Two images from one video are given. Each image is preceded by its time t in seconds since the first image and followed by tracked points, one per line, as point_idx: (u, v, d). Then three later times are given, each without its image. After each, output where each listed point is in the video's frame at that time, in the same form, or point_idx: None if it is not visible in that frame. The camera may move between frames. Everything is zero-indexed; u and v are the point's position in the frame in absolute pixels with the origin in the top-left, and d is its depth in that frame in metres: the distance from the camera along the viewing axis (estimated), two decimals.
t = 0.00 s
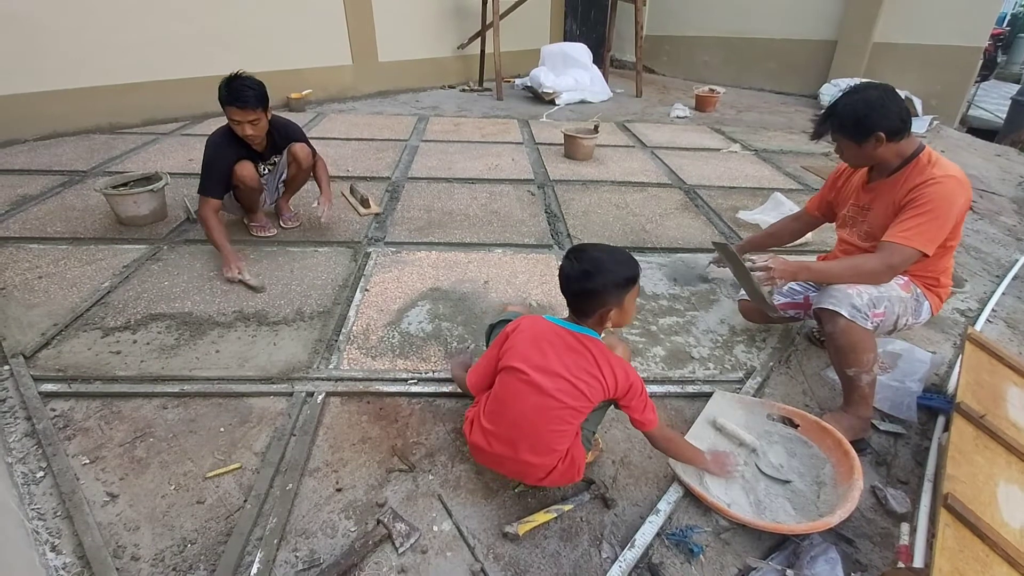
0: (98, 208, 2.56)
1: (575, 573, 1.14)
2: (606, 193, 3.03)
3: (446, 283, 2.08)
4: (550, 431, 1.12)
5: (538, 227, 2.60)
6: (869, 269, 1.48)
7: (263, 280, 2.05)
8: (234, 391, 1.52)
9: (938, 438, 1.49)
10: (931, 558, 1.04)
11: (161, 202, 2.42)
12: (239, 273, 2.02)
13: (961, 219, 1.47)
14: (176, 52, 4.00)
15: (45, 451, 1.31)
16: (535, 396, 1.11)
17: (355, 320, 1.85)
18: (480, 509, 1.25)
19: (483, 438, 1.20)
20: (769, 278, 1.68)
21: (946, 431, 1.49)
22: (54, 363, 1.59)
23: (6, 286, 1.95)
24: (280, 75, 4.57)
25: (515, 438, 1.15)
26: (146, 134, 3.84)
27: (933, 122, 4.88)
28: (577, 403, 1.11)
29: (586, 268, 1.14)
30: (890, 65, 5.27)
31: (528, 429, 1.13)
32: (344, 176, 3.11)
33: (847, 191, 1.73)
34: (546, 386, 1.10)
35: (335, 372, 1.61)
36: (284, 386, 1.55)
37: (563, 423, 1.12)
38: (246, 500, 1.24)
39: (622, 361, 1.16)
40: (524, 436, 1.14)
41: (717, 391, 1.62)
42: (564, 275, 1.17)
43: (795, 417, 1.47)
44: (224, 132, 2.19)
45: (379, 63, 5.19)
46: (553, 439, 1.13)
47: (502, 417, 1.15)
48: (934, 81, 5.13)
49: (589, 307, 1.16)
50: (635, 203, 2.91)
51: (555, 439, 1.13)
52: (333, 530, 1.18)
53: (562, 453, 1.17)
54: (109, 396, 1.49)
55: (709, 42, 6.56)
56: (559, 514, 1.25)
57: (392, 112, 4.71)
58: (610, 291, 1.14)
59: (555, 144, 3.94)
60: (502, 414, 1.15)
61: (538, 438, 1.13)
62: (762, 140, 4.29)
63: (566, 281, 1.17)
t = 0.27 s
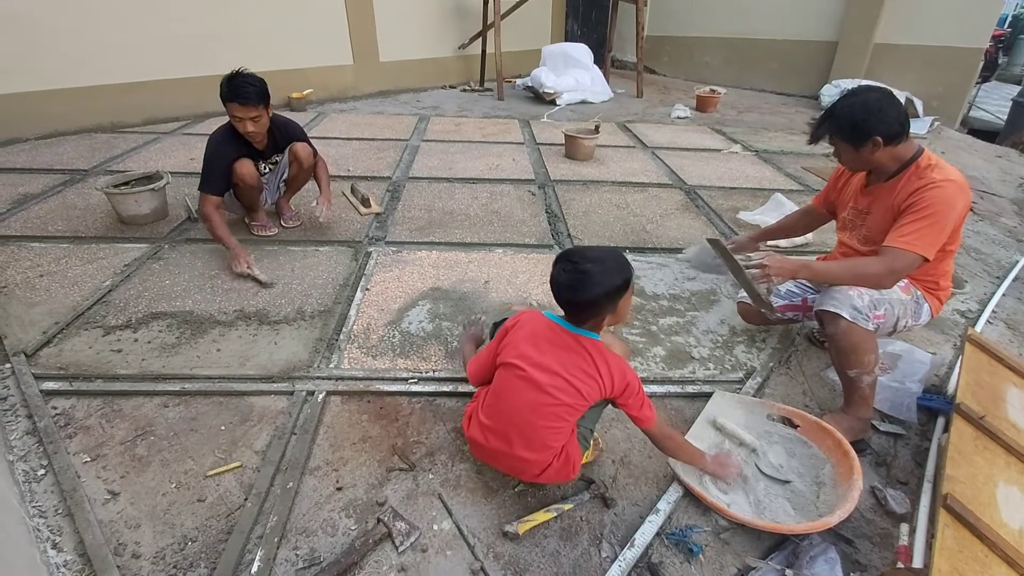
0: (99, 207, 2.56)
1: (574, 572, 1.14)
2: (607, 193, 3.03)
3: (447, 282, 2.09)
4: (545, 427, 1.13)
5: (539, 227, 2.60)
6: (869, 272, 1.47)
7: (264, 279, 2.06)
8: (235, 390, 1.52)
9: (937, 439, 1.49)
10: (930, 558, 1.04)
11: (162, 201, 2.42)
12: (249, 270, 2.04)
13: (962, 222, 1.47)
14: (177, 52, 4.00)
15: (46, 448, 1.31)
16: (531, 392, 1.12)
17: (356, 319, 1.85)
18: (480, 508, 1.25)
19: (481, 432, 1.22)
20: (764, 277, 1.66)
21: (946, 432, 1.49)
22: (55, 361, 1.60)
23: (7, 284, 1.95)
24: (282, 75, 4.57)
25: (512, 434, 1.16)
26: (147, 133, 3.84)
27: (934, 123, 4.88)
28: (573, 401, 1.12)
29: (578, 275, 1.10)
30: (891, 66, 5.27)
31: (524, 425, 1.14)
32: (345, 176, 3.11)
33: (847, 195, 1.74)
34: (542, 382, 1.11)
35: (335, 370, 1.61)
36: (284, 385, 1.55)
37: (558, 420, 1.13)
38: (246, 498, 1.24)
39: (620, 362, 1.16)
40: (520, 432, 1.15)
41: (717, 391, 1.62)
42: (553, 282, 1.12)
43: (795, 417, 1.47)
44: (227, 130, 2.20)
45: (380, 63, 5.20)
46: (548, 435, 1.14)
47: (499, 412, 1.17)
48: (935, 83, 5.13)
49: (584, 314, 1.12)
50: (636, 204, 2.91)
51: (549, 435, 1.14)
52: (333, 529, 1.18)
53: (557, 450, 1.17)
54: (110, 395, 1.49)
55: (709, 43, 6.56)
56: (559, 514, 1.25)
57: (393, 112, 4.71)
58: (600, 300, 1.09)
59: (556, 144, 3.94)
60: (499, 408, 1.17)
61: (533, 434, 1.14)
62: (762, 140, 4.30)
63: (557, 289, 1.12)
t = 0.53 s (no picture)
0: (100, 207, 2.57)
1: (574, 571, 1.14)
2: (607, 193, 3.03)
3: (447, 282, 2.09)
4: (543, 427, 1.13)
5: (539, 228, 2.60)
6: (856, 267, 1.49)
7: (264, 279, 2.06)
8: (235, 389, 1.52)
9: (937, 440, 1.49)
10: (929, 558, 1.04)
11: (163, 200, 2.43)
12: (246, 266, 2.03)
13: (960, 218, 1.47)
14: (178, 52, 4.01)
15: (46, 447, 1.31)
16: (529, 391, 1.12)
17: (356, 319, 1.85)
18: (480, 508, 1.25)
19: (481, 431, 1.22)
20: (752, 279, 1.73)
21: (945, 432, 1.49)
22: (55, 360, 1.60)
23: (9, 284, 1.95)
24: (282, 75, 4.58)
25: (511, 433, 1.17)
26: (148, 133, 3.85)
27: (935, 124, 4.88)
28: (572, 400, 1.13)
29: (579, 272, 1.10)
30: (891, 67, 5.27)
31: (522, 424, 1.15)
32: (345, 176, 3.11)
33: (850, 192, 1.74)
34: (541, 381, 1.12)
35: (335, 370, 1.61)
36: (284, 385, 1.55)
37: (556, 419, 1.13)
38: (246, 497, 1.24)
39: (619, 361, 1.16)
40: (518, 431, 1.15)
41: (716, 391, 1.62)
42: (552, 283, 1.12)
43: (794, 417, 1.47)
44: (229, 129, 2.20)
45: (380, 63, 5.20)
46: (547, 434, 1.14)
47: (498, 410, 1.18)
48: (936, 83, 5.13)
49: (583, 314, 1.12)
50: (636, 204, 2.91)
51: (548, 435, 1.14)
52: (332, 528, 1.19)
53: (556, 449, 1.18)
54: (110, 394, 1.49)
55: (710, 43, 6.56)
56: (559, 513, 1.25)
57: (393, 112, 4.72)
58: (599, 302, 1.10)
59: (556, 144, 3.94)
60: (498, 407, 1.17)
61: (532, 432, 1.14)
62: (763, 141, 4.30)
63: (557, 291, 1.12)
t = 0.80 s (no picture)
0: (100, 207, 2.57)
1: (573, 571, 1.14)
2: (607, 193, 3.03)
3: (447, 282, 2.09)
4: (542, 426, 1.13)
5: (539, 227, 2.60)
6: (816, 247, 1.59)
7: (264, 279, 2.06)
8: (235, 389, 1.53)
9: (936, 440, 1.49)
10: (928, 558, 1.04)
11: (163, 200, 2.43)
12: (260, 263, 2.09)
13: (939, 215, 1.48)
14: (178, 51, 4.01)
15: (46, 447, 1.31)
16: (527, 391, 1.13)
17: (356, 318, 1.85)
18: (480, 507, 1.26)
19: (480, 431, 1.23)
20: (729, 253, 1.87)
21: (945, 432, 1.50)
22: (55, 360, 1.60)
23: (8, 283, 1.95)
24: (283, 75, 4.58)
25: (509, 432, 1.17)
26: (148, 132, 3.85)
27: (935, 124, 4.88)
28: (569, 398, 1.13)
29: (577, 265, 1.11)
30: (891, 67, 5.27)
31: (520, 423, 1.15)
32: (345, 176, 3.11)
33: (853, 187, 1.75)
34: (539, 380, 1.12)
35: (335, 370, 1.62)
36: (284, 384, 1.56)
37: (554, 418, 1.13)
38: (246, 497, 1.24)
39: (616, 358, 1.17)
40: (517, 431, 1.16)
41: (716, 391, 1.62)
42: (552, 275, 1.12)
43: (794, 417, 1.48)
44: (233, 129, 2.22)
45: (381, 63, 5.20)
46: (545, 434, 1.14)
47: (497, 410, 1.18)
48: (936, 83, 5.13)
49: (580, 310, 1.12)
50: (636, 204, 2.91)
51: (546, 434, 1.15)
52: (332, 527, 1.19)
53: (555, 449, 1.18)
54: (111, 393, 1.49)
55: (710, 43, 6.56)
56: (558, 513, 1.25)
57: (393, 112, 4.72)
58: (598, 296, 1.10)
59: (556, 144, 3.95)
60: (496, 407, 1.18)
61: (530, 432, 1.15)
62: (763, 141, 4.30)
63: (554, 281, 1.13)
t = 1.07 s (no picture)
0: (101, 207, 2.57)
1: (574, 571, 1.14)
2: (608, 194, 3.03)
3: (448, 282, 2.09)
4: (537, 425, 1.14)
5: (539, 228, 2.60)
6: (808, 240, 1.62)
7: (265, 279, 2.06)
8: (237, 389, 1.53)
9: (937, 440, 1.49)
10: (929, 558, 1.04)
11: (165, 200, 2.43)
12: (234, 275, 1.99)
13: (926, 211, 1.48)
14: (179, 52, 4.01)
15: (48, 447, 1.32)
16: (521, 391, 1.14)
17: (357, 318, 1.86)
18: (480, 507, 1.26)
19: (477, 433, 1.23)
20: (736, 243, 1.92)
21: (946, 432, 1.49)
22: (57, 360, 1.60)
23: (10, 284, 1.96)
24: (284, 75, 4.58)
25: (505, 433, 1.17)
26: (149, 133, 3.85)
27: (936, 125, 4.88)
28: (563, 397, 1.13)
29: (570, 259, 1.13)
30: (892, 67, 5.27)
31: (516, 423, 1.15)
32: (346, 176, 3.12)
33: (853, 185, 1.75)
34: (532, 380, 1.13)
35: (336, 370, 1.62)
36: (286, 384, 1.56)
37: (549, 417, 1.14)
38: (248, 496, 1.24)
39: (610, 355, 1.16)
40: (512, 431, 1.16)
41: (717, 391, 1.62)
42: (547, 267, 1.14)
43: (795, 417, 1.48)
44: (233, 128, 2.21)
45: (382, 63, 5.21)
46: (541, 434, 1.15)
47: (493, 412, 1.19)
48: (937, 84, 5.13)
49: (570, 300, 1.14)
50: (637, 205, 2.91)
51: (542, 434, 1.15)
52: (333, 527, 1.19)
53: (552, 449, 1.18)
54: (112, 393, 1.50)
55: (711, 44, 6.56)
56: (559, 513, 1.25)
57: (394, 112, 4.72)
58: (594, 285, 1.12)
59: (557, 144, 3.95)
60: (492, 409, 1.19)
61: (526, 433, 1.15)
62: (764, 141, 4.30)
63: (547, 272, 1.15)
